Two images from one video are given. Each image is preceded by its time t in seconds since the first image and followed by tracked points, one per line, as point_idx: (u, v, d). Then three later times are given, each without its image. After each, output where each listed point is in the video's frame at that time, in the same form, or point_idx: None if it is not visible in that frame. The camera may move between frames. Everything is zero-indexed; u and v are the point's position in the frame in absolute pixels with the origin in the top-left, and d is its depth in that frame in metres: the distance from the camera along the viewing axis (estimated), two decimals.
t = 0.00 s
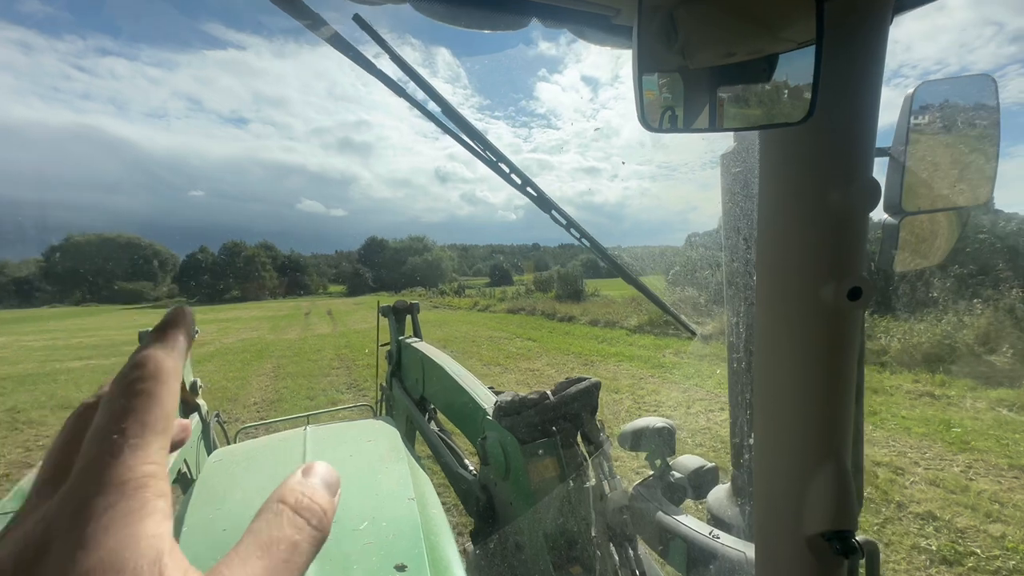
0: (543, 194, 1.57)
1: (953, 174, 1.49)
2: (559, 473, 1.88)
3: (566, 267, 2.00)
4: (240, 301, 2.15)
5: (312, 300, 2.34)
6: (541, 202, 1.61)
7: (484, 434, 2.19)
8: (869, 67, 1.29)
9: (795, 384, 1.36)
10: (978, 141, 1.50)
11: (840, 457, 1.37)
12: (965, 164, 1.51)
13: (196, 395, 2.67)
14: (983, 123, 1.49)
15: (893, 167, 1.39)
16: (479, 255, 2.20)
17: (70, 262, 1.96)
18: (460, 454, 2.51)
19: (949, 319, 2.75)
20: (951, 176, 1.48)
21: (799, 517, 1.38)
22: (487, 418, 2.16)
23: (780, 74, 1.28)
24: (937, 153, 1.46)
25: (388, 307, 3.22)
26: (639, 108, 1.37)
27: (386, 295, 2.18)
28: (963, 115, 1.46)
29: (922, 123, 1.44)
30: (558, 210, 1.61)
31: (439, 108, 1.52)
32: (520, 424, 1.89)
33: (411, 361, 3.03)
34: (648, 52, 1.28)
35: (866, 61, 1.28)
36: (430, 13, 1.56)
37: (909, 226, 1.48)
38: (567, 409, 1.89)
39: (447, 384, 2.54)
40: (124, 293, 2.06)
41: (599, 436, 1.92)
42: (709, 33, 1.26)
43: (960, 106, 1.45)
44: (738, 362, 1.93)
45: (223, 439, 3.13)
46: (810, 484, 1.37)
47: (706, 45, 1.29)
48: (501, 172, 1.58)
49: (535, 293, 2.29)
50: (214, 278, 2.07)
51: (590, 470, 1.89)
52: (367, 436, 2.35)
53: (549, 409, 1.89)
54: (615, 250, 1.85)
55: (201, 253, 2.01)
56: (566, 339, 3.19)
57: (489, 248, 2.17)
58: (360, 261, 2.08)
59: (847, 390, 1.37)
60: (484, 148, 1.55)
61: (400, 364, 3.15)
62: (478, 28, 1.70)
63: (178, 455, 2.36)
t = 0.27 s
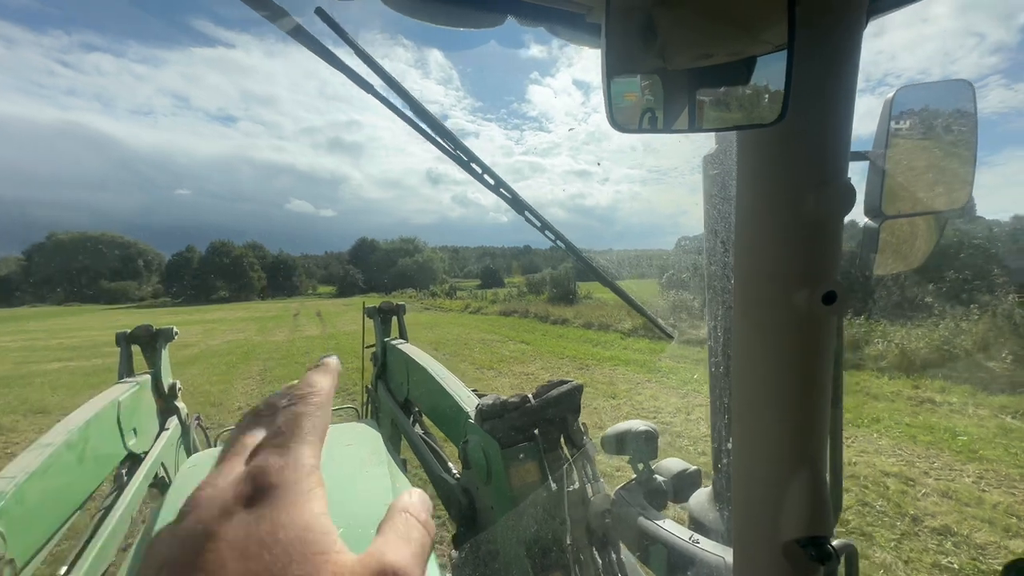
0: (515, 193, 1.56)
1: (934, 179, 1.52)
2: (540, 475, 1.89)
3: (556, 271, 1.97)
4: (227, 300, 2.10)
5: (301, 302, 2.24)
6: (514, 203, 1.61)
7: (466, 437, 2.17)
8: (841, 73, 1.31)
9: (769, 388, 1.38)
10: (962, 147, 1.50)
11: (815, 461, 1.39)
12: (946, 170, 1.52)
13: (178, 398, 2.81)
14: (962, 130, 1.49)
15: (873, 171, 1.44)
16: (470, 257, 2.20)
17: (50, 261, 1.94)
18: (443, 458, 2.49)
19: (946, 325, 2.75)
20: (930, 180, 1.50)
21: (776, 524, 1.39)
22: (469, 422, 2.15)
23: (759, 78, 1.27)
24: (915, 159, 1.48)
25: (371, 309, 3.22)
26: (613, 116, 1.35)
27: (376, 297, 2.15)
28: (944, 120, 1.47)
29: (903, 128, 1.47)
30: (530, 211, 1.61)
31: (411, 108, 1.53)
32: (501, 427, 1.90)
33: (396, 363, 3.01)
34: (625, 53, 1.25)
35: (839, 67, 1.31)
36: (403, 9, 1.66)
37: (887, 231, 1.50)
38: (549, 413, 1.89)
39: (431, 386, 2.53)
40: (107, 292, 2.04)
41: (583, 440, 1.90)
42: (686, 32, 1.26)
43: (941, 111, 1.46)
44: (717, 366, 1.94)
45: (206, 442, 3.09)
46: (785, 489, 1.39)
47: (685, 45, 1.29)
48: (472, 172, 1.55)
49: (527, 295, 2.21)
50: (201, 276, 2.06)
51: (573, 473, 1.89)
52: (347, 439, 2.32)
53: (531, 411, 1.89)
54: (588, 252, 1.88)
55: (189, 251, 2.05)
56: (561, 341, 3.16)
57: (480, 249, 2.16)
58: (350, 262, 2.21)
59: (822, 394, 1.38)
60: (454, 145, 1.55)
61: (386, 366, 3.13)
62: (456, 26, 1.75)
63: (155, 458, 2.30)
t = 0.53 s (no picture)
0: (480, 193, 1.52)
1: (914, 180, 1.52)
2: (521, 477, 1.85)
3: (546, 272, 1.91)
4: (214, 301, 2.10)
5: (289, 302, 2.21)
6: (481, 203, 1.57)
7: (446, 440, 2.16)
8: (807, 78, 1.32)
9: (742, 391, 1.39)
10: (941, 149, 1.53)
11: (787, 463, 1.40)
12: (923, 171, 1.52)
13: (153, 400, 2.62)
14: (937, 133, 1.52)
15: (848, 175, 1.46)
16: (461, 258, 2.18)
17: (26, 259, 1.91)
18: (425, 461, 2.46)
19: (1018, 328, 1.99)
20: (911, 183, 1.51)
21: (748, 527, 1.41)
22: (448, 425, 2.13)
23: (732, 82, 1.26)
24: (898, 162, 1.49)
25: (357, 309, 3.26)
26: (580, 118, 1.39)
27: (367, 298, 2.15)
28: (922, 123, 1.50)
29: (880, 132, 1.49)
30: (499, 214, 1.55)
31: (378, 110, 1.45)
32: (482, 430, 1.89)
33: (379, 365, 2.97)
34: (592, 58, 1.26)
35: (802, 72, 1.32)
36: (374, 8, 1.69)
37: (864, 234, 1.51)
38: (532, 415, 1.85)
39: (414, 388, 2.50)
40: (89, 293, 1.99)
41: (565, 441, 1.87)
42: (658, 35, 1.23)
43: (919, 114, 1.50)
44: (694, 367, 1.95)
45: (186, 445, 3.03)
46: (757, 492, 1.41)
47: (659, 46, 1.25)
48: (439, 174, 1.49)
49: (519, 298, 2.09)
50: (190, 277, 2.07)
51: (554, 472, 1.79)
52: (325, 443, 2.30)
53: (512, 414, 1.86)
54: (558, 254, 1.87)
55: (174, 251, 2.06)
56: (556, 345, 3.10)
57: (471, 250, 2.14)
58: (339, 262, 2.19)
59: (794, 397, 1.40)
60: (418, 146, 1.50)
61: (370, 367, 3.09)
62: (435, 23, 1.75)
63: (131, 460, 2.23)
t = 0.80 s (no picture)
0: (483, 179, 1.56)
1: (909, 180, 1.55)
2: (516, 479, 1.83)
3: (543, 271, 1.91)
4: (202, 300, 2.06)
5: (280, 301, 2.19)
6: (484, 190, 1.61)
7: (441, 440, 2.15)
8: (824, 66, 1.32)
9: (750, 384, 1.40)
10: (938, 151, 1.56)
11: (795, 457, 1.42)
12: (921, 171, 1.56)
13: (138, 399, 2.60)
14: (935, 135, 1.55)
15: (850, 173, 1.47)
16: (453, 259, 2.19)
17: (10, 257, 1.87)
18: (418, 462, 2.44)
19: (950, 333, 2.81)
20: (903, 185, 1.54)
21: (757, 522, 1.42)
22: (444, 425, 2.13)
23: (738, 75, 1.31)
24: (893, 162, 1.52)
25: (351, 310, 3.03)
26: (587, 99, 1.43)
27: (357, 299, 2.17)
28: (918, 124, 1.54)
29: (878, 131, 1.53)
30: (501, 200, 1.61)
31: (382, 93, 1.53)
32: (478, 430, 1.86)
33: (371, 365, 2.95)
34: (597, 43, 1.31)
35: (822, 60, 1.31)
36: None
37: (862, 233, 1.54)
38: (527, 415, 1.84)
39: (408, 388, 2.48)
40: (73, 292, 1.97)
41: (560, 440, 1.86)
42: (665, 23, 1.26)
43: (917, 115, 1.53)
44: (695, 362, 1.97)
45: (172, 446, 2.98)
46: (765, 485, 1.42)
47: (667, 33, 1.29)
48: (442, 159, 1.56)
49: (514, 300, 2.23)
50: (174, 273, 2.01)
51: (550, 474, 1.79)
52: (315, 444, 2.27)
53: (508, 413, 1.85)
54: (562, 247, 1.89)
55: (162, 250, 2.01)
56: (552, 349, 3.10)
57: (463, 250, 2.16)
58: (331, 261, 2.16)
59: (803, 390, 1.41)
60: (419, 127, 1.54)
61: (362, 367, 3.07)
62: (430, 4, 1.68)
63: (112, 462, 2.19)
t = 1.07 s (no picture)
0: (491, 187, 1.57)
1: (902, 189, 1.59)
2: (516, 488, 1.80)
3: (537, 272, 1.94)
4: (196, 301, 2.05)
5: (272, 303, 2.17)
6: (495, 201, 1.60)
7: (439, 446, 2.14)
8: (833, 75, 1.32)
9: (758, 391, 1.40)
10: (925, 159, 1.62)
11: (800, 466, 1.42)
12: (915, 183, 1.62)
13: (129, 405, 2.49)
14: (926, 144, 1.61)
15: (851, 182, 1.47)
16: (449, 260, 2.18)
17: None
18: (415, 468, 2.42)
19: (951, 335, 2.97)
20: (898, 194, 1.58)
21: (762, 532, 1.41)
22: (442, 430, 2.12)
23: (742, 84, 1.33)
24: (889, 171, 1.55)
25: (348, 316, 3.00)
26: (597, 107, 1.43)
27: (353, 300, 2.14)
28: (913, 134, 1.58)
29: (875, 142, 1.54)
30: (511, 209, 1.61)
31: (390, 99, 1.52)
32: (478, 437, 1.83)
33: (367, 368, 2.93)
34: (610, 50, 1.28)
35: (832, 69, 1.31)
36: None
37: (865, 240, 1.54)
38: (526, 422, 1.84)
39: (406, 392, 2.46)
40: (62, 293, 1.94)
41: (562, 450, 1.85)
42: (674, 29, 1.29)
43: (912, 124, 1.57)
44: (698, 368, 1.97)
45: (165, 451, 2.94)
46: (771, 494, 1.42)
47: (673, 42, 1.31)
48: (449, 164, 1.55)
49: (510, 300, 2.21)
50: (167, 273, 1.99)
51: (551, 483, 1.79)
52: (312, 450, 2.25)
53: (509, 420, 1.84)
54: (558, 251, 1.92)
55: (153, 250, 1.99)
56: (549, 350, 3.10)
57: (459, 251, 2.14)
58: (325, 262, 2.14)
59: (809, 400, 1.41)
60: (432, 136, 1.54)
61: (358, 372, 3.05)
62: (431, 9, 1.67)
63: (104, 468, 2.15)
